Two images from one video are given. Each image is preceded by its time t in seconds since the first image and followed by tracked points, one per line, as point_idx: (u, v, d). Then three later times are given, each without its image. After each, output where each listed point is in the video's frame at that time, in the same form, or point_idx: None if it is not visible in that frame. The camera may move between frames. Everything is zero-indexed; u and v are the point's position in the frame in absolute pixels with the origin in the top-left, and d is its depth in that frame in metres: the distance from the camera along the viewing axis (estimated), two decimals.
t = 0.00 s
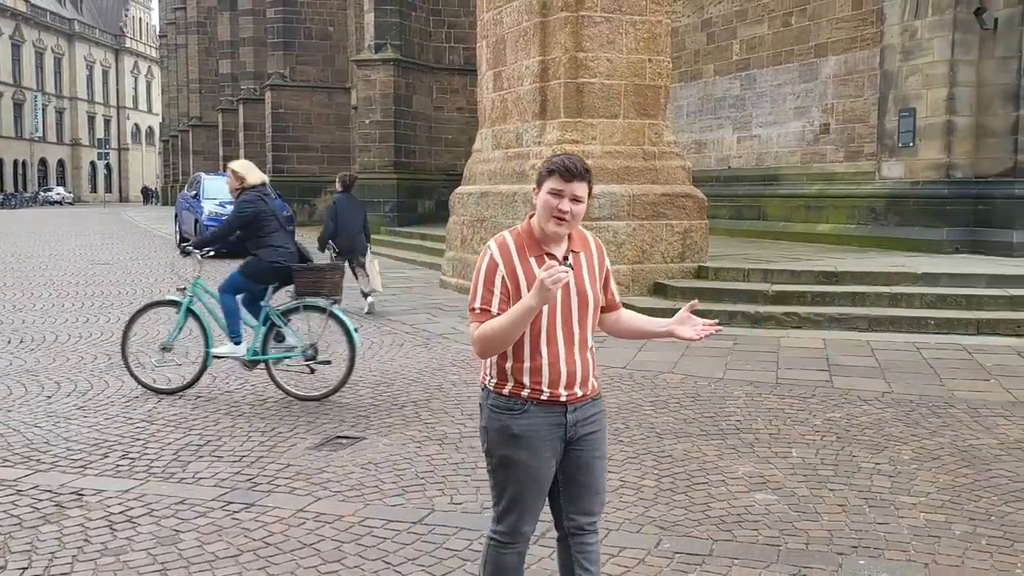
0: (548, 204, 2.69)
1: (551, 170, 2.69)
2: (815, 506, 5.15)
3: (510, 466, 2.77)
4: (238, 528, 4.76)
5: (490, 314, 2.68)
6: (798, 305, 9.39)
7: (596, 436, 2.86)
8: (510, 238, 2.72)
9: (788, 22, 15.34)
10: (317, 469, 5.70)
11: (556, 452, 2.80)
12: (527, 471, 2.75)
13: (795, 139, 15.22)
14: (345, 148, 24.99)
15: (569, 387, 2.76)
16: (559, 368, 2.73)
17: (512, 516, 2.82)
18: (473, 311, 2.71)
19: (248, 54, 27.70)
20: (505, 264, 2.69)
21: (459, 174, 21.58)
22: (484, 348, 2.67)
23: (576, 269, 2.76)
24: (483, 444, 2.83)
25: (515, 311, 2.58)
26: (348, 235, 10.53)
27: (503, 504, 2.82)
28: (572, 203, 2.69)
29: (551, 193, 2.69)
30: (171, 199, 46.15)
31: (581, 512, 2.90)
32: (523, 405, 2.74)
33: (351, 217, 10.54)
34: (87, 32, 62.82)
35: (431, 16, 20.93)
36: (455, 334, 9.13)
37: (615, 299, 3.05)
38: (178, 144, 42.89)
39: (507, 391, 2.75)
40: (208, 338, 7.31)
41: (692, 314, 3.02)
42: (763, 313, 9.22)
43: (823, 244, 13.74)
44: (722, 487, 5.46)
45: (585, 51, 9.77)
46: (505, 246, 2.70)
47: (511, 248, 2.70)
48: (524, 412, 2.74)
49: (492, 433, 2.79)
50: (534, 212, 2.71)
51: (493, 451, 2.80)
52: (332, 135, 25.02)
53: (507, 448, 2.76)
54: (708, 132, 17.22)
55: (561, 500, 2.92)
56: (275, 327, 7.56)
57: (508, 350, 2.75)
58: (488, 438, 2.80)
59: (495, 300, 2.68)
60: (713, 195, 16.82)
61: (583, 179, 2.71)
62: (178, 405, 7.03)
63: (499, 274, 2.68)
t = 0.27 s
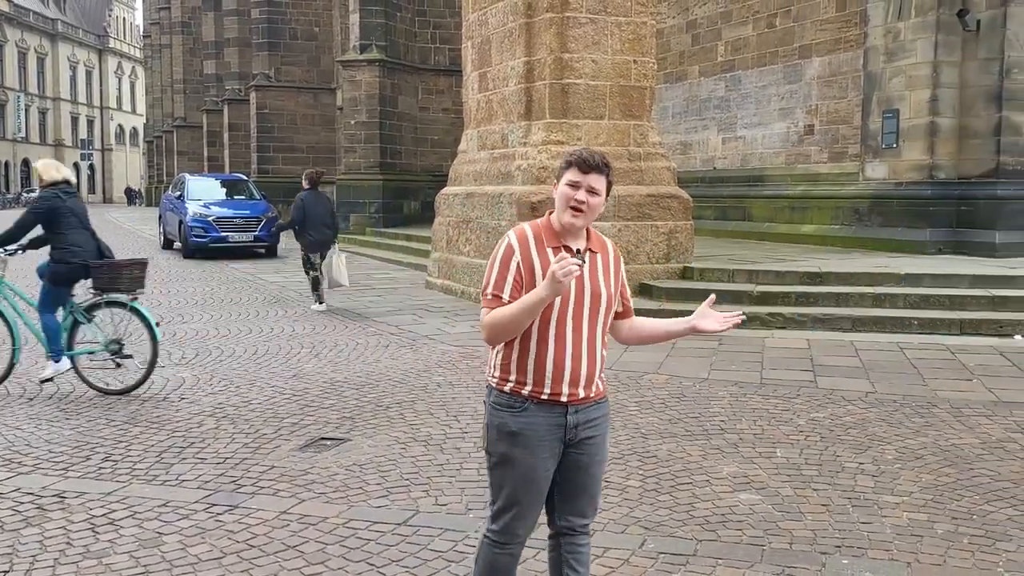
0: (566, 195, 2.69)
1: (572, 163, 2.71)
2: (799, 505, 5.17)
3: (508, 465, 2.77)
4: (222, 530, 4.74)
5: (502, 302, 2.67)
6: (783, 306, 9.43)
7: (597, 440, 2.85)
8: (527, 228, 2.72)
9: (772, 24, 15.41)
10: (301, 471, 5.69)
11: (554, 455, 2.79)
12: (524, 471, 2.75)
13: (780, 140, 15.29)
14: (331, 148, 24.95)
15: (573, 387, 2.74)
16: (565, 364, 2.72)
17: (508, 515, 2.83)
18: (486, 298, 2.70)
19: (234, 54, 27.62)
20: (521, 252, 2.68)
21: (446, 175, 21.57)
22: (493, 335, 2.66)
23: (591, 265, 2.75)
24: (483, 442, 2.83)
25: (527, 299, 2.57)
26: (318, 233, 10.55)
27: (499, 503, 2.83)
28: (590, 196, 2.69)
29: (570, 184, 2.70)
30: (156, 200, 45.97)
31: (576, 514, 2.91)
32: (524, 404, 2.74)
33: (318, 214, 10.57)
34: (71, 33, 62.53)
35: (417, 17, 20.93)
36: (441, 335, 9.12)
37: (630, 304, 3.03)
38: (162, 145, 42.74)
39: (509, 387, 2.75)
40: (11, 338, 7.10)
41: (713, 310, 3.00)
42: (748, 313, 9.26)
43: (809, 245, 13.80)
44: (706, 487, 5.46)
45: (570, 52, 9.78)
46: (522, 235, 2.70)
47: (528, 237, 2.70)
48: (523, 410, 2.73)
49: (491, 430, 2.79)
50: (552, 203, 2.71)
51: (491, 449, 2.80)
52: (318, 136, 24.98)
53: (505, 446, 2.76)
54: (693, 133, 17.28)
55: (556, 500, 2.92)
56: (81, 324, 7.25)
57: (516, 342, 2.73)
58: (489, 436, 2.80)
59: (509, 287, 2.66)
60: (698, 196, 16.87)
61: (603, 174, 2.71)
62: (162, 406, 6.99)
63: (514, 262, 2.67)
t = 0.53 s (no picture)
0: (576, 195, 2.70)
1: (583, 163, 2.71)
2: (783, 505, 5.18)
3: (506, 462, 2.76)
4: (205, 532, 4.71)
5: (508, 297, 2.67)
6: (768, 305, 9.46)
7: (595, 440, 2.85)
8: (536, 224, 2.72)
9: (757, 24, 15.48)
10: (286, 472, 5.67)
11: (553, 454, 2.78)
12: (523, 469, 2.74)
13: (764, 140, 15.35)
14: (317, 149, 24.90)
15: (574, 386, 2.74)
16: (568, 363, 2.72)
17: (505, 514, 2.81)
18: (491, 292, 2.70)
19: (218, 54, 27.52)
20: (529, 249, 2.68)
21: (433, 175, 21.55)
22: (498, 328, 2.66)
23: (597, 265, 2.76)
24: (482, 438, 2.82)
25: (534, 295, 2.57)
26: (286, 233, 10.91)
27: (497, 502, 2.81)
28: (599, 197, 2.70)
29: (580, 184, 2.70)
30: (140, 201, 45.77)
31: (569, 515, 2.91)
32: (525, 401, 2.73)
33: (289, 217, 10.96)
34: (54, 32, 62.20)
35: (402, 17, 20.92)
36: (427, 336, 9.12)
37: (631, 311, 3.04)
38: (147, 145, 42.57)
39: (510, 384, 2.74)
40: None
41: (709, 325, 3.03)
42: (733, 313, 9.28)
43: (794, 245, 13.85)
44: (691, 486, 5.47)
45: (555, 52, 9.79)
46: (531, 232, 2.70)
47: (537, 233, 2.70)
48: (524, 407, 2.72)
49: (491, 427, 2.78)
50: (562, 202, 2.71)
51: (491, 445, 2.79)
52: (304, 136, 24.92)
53: (504, 443, 2.75)
54: (679, 134, 17.34)
55: (550, 499, 2.92)
56: None
57: (520, 338, 2.73)
58: (489, 432, 2.78)
59: (515, 282, 2.66)
60: (684, 196, 16.92)
61: (612, 175, 2.73)
62: (146, 408, 6.96)
63: (522, 257, 2.67)
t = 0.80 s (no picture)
0: (570, 193, 2.70)
1: (575, 162, 2.72)
2: (767, 504, 5.20)
3: (507, 462, 2.74)
4: (188, 535, 4.69)
5: (506, 295, 2.66)
6: (753, 306, 9.49)
7: (591, 439, 2.86)
8: (533, 224, 2.72)
9: (740, 25, 15.55)
10: (270, 474, 5.64)
11: (551, 453, 2.78)
12: (525, 469, 2.73)
13: (748, 141, 15.42)
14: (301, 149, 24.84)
15: (573, 385, 2.74)
16: (567, 361, 2.72)
17: (507, 516, 2.79)
18: (489, 291, 2.70)
19: (201, 55, 27.41)
20: (527, 247, 2.67)
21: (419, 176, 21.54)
22: (496, 327, 2.65)
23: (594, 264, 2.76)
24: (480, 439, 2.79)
25: (532, 292, 2.57)
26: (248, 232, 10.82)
27: (499, 504, 2.79)
28: (594, 194, 2.71)
29: (574, 183, 2.71)
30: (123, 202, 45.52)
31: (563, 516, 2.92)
32: (524, 399, 2.72)
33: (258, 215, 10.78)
34: (36, 32, 61.86)
35: (387, 17, 20.90)
36: (412, 337, 9.11)
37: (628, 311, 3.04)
38: (129, 146, 42.36)
39: (509, 383, 2.73)
40: None
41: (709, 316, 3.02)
42: (717, 313, 9.31)
43: (778, 245, 13.89)
44: (675, 486, 5.48)
45: (540, 53, 9.79)
46: (529, 231, 2.70)
47: (534, 232, 2.70)
48: (523, 406, 2.72)
49: (490, 427, 2.76)
50: (557, 200, 2.71)
51: (490, 446, 2.77)
52: (288, 137, 24.85)
53: (505, 443, 2.73)
54: (663, 134, 17.40)
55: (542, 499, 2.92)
56: None
57: (519, 337, 2.73)
58: (488, 432, 2.77)
59: (514, 280, 2.65)
60: (668, 197, 16.97)
61: (606, 172, 2.73)
62: (128, 410, 6.92)
63: (520, 256, 2.67)
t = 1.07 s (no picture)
0: (566, 198, 2.69)
1: (574, 167, 2.71)
2: (751, 503, 5.22)
3: (503, 460, 2.71)
4: (171, 536, 4.67)
5: (496, 295, 2.66)
6: (737, 306, 9.52)
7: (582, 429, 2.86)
8: (527, 225, 2.71)
9: (725, 27, 15.62)
10: (254, 475, 5.62)
11: (544, 448, 2.76)
12: (521, 464, 2.71)
13: (733, 141, 15.47)
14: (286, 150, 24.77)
15: (560, 384, 2.74)
16: (555, 361, 2.72)
17: (513, 515, 2.74)
18: (480, 289, 2.69)
19: (186, 55, 27.30)
20: (520, 248, 2.66)
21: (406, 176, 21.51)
22: (485, 326, 2.65)
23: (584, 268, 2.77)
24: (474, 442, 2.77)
25: (523, 293, 2.57)
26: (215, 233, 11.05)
27: (502, 505, 2.74)
28: (591, 200, 2.70)
29: (570, 188, 2.69)
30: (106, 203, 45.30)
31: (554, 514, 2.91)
32: (512, 395, 2.71)
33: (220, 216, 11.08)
34: (19, 32, 61.49)
35: (372, 18, 20.87)
36: (397, 337, 9.09)
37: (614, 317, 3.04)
38: (113, 146, 42.19)
39: (497, 380, 2.72)
40: None
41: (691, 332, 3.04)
42: (701, 313, 9.35)
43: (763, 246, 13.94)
44: (660, 486, 5.49)
45: (525, 53, 9.79)
46: (523, 231, 2.69)
47: (527, 233, 2.69)
48: (512, 402, 2.71)
49: (482, 427, 2.74)
50: (552, 204, 2.70)
51: (484, 446, 2.74)
52: (273, 137, 24.77)
53: (498, 440, 2.71)
54: (649, 135, 17.46)
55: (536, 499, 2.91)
56: None
57: (507, 336, 2.72)
58: (481, 433, 2.74)
59: (505, 280, 2.65)
60: (654, 198, 17.02)
61: (604, 179, 2.72)
62: (112, 411, 6.88)
63: (512, 256, 2.66)
